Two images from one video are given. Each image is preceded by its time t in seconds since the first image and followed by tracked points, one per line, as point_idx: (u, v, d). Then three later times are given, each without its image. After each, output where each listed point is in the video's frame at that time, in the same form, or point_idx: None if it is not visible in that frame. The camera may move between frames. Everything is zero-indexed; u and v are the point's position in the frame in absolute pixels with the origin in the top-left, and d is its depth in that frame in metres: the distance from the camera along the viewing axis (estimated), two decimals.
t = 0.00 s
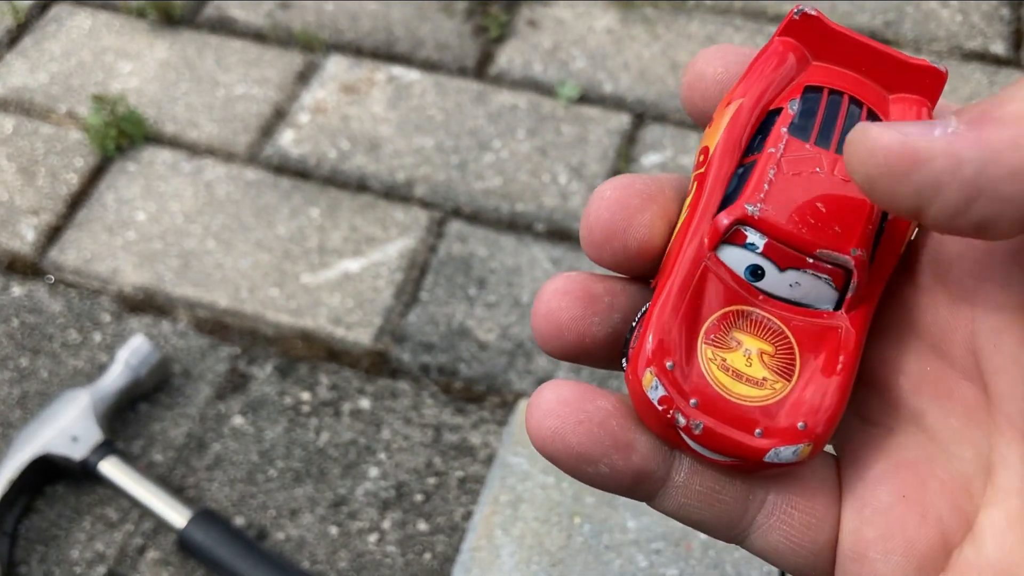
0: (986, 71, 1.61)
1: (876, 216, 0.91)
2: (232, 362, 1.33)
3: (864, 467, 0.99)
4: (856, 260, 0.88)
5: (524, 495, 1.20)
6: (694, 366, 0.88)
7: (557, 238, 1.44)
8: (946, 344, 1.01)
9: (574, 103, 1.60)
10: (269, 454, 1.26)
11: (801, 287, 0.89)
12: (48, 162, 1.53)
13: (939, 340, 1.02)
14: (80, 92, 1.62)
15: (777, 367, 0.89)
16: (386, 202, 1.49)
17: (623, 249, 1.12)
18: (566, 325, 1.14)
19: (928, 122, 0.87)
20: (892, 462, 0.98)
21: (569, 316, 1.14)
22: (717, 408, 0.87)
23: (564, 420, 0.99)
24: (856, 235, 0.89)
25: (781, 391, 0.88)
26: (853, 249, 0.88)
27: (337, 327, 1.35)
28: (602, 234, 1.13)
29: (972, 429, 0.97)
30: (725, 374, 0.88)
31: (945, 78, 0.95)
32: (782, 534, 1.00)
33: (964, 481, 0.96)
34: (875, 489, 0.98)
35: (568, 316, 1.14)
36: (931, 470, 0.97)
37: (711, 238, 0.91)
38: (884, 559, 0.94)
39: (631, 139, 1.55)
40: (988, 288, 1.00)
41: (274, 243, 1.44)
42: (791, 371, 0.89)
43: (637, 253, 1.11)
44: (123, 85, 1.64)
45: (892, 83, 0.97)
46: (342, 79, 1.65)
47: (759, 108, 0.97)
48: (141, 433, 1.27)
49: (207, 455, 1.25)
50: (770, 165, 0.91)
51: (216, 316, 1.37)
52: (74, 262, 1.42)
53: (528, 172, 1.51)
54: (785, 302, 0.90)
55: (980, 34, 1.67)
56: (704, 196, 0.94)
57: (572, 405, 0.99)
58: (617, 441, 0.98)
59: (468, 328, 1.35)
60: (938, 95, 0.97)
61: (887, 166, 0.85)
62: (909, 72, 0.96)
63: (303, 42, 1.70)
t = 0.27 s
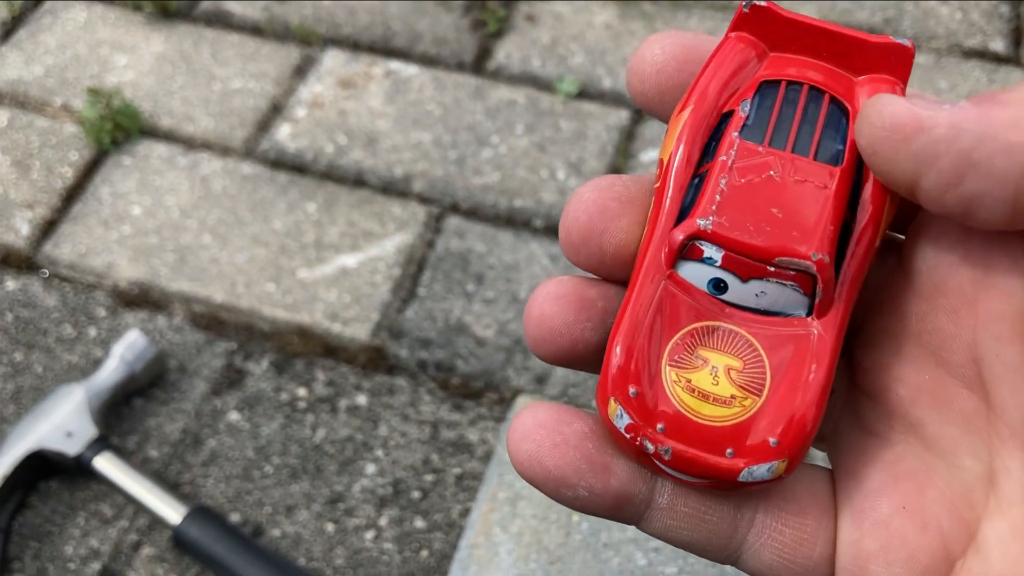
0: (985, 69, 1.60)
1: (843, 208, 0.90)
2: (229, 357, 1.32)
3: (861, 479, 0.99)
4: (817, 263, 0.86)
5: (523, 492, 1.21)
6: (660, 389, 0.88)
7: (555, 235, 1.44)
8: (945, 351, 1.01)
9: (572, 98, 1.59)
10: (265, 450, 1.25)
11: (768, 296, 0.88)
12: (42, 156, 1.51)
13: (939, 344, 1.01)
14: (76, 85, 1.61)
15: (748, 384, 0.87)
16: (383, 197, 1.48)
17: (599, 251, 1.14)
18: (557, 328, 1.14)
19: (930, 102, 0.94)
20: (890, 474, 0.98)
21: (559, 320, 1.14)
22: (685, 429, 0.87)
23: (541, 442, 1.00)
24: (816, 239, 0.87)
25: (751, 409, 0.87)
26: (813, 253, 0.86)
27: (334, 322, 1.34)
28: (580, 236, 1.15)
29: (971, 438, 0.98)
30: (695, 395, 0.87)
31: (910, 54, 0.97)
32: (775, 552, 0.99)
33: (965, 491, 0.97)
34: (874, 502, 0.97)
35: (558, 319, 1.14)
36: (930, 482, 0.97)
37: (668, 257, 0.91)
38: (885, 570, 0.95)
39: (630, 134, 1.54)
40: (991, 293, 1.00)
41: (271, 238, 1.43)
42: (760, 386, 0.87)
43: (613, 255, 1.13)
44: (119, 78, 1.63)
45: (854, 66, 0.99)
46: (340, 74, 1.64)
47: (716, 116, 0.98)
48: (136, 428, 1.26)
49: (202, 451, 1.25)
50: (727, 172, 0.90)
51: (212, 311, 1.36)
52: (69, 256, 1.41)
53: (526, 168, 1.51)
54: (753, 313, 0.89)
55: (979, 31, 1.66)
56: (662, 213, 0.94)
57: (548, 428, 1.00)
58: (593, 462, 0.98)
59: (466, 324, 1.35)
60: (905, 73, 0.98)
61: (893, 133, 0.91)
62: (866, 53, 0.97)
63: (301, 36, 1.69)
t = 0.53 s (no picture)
0: (982, 68, 1.61)
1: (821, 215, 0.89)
2: (225, 352, 1.32)
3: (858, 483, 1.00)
4: (792, 273, 0.85)
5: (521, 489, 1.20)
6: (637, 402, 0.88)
7: (553, 231, 1.44)
8: (942, 354, 1.01)
9: (570, 94, 1.59)
10: (262, 445, 1.24)
11: (746, 305, 0.88)
12: (37, 149, 1.50)
13: (935, 349, 1.01)
14: (71, 77, 1.60)
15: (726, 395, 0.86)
16: (381, 192, 1.47)
17: (594, 262, 1.16)
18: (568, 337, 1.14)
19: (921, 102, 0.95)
20: (886, 479, 0.99)
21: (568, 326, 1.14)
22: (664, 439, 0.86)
23: (531, 452, 1.00)
24: (791, 246, 0.86)
25: (730, 419, 0.86)
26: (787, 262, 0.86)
27: (331, 318, 1.34)
28: (574, 244, 1.17)
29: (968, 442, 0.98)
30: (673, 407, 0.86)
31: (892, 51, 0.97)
32: (768, 556, 0.99)
33: (961, 495, 0.97)
34: (870, 506, 0.98)
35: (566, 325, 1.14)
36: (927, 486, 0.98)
37: (646, 270, 0.91)
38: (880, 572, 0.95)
39: (628, 131, 1.54)
40: (988, 298, 0.99)
41: (267, 233, 1.43)
42: (740, 396, 0.86)
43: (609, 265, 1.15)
44: (114, 71, 1.62)
45: (838, 68, 0.99)
46: (337, 68, 1.63)
47: (695, 126, 0.99)
48: (132, 423, 1.26)
49: (199, 447, 1.24)
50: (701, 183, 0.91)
51: (208, 306, 1.36)
52: (65, 250, 1.40)
53: (524, 164, 1.50)
54: (732, 322, 0.88)
55: (976, 30, 1.66)
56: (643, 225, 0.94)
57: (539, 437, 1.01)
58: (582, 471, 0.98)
59: (463, 321, 1.34)
60: (888, 75, 0.99)
61: (880, 127, 0.92)
62: (849, 55, 0.98)
63: (297, 30, 1.68)
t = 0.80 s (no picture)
0: (974, 64, 1.61)
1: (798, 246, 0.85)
2: (217, 342, 1.31)
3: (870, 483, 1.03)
4: (779, 303, 0.81)
5: (515, 479, 1.19)
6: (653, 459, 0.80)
7: (547, 223, 1.43)
8: (938, 370, 0.99)
9: (564, 86, 1.59)
10: (254, 435, 1.24)
11: (739, 334, 0.83)
12: (26, 136, 1.49)
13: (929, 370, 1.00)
14: (60, 64, 1.59)
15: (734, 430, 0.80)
16: (374, 182, 1.47)
17: (576, 291, 1.15)
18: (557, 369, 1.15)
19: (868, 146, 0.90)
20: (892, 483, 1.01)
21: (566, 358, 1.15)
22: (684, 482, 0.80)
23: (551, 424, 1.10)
24: (777, 276, 0.82)
25: (735, 445, 0.80)
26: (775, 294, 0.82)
27: (324, 308, 1.33)
28: (558, 273, 1.15)
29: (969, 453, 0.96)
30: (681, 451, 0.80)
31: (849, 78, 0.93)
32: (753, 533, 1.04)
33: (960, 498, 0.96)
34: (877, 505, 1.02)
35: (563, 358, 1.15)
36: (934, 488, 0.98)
37: (637, 309, 0.85)
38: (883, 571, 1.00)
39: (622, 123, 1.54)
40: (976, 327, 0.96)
41: (259, 222, 1.42)
42: (741, 421, 0.81)
43: (589, 294, 1.14)
44: (104, 58, 1.61)
45: (799, 97, 0.94)
46: (330, 58, 1.62)
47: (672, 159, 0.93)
48: (123, 412, 1.25)
49: (190, 436, 1.24)
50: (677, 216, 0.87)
51: (200, 295, 1.35)
52: (54, 238, 1.39)
53: (518, 155, 1.50)
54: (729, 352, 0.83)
55: (969, 26, 1.67)
56: (628, 266, 0.89)
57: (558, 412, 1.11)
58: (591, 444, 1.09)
59: (457, 312, 1.34)
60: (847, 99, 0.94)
61: (807, 160, 0.88)
62: (811, 83, 0.93)
63: (290, 20, 1.67)
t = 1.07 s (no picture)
0: (965, 57, 1.63)
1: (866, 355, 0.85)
2: (215, 325, 1.32)
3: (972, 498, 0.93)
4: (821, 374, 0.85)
5: (515, 461, 1.21)
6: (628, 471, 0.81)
7: (543, 210, 1.44)
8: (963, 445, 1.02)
9: (560, 75, 1.59)
10: (252, 417, 1.24)
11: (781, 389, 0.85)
12: (21, 119, 1.49)
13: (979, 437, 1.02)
14: (55, 48, 1.58)
15: (715, 498, 0.81)
16: (370, 168, 1.47)
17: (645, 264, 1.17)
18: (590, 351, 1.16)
19: (909, 423, 0.71)
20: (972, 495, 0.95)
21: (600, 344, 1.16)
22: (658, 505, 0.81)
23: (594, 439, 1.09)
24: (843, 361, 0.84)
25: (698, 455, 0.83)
26: (809, 487, 0.81)
27: (321, 292, 1.33)
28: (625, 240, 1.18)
29: None
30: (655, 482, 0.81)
31: None
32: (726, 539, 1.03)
33: None
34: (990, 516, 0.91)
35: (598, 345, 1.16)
36: None
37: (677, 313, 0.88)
38: None
39: (618, 112, 1.55)
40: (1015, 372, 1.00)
41: (256, 207, 1.42)
42: (719, 443, 0.84)
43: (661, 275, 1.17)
44: (99, 42, 1.60)
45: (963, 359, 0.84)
46: (326, 44, 1.62)
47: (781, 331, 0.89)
48: (120, 395, 1.25)
49: (188, 419, 1.24)
50: (741, 407, 0.86)
51: (197, 279, 1.35)
52: (50, 221, 1.38)
53: (515, 143, 1.51)
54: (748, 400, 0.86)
55: (960, 19, 1.69)
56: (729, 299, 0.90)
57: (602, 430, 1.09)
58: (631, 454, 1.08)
59: (454, 297, 1.35)
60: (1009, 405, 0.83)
61: (823, 471, 0.74)
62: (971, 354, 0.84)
63: (286, 6, 1.67)
